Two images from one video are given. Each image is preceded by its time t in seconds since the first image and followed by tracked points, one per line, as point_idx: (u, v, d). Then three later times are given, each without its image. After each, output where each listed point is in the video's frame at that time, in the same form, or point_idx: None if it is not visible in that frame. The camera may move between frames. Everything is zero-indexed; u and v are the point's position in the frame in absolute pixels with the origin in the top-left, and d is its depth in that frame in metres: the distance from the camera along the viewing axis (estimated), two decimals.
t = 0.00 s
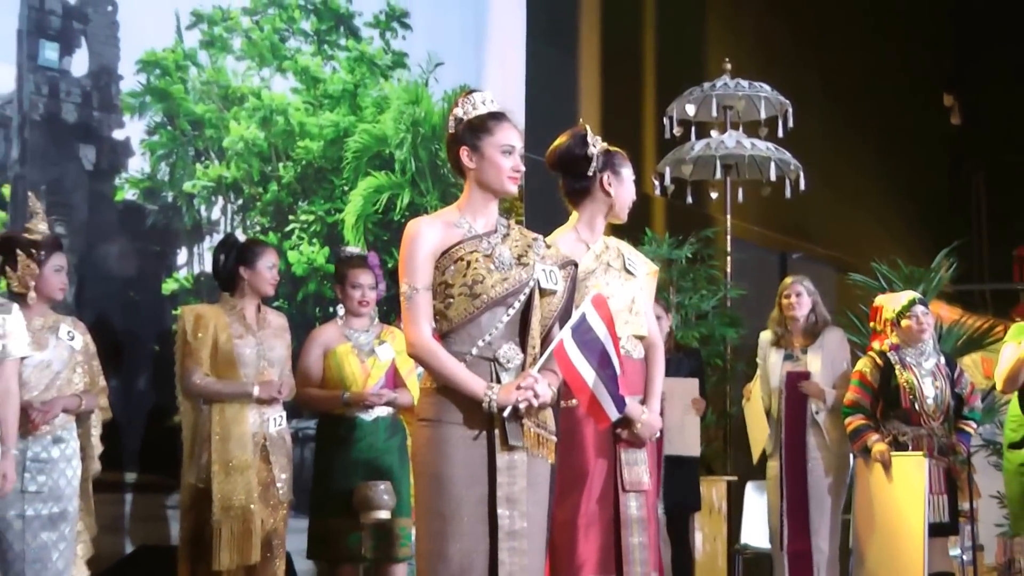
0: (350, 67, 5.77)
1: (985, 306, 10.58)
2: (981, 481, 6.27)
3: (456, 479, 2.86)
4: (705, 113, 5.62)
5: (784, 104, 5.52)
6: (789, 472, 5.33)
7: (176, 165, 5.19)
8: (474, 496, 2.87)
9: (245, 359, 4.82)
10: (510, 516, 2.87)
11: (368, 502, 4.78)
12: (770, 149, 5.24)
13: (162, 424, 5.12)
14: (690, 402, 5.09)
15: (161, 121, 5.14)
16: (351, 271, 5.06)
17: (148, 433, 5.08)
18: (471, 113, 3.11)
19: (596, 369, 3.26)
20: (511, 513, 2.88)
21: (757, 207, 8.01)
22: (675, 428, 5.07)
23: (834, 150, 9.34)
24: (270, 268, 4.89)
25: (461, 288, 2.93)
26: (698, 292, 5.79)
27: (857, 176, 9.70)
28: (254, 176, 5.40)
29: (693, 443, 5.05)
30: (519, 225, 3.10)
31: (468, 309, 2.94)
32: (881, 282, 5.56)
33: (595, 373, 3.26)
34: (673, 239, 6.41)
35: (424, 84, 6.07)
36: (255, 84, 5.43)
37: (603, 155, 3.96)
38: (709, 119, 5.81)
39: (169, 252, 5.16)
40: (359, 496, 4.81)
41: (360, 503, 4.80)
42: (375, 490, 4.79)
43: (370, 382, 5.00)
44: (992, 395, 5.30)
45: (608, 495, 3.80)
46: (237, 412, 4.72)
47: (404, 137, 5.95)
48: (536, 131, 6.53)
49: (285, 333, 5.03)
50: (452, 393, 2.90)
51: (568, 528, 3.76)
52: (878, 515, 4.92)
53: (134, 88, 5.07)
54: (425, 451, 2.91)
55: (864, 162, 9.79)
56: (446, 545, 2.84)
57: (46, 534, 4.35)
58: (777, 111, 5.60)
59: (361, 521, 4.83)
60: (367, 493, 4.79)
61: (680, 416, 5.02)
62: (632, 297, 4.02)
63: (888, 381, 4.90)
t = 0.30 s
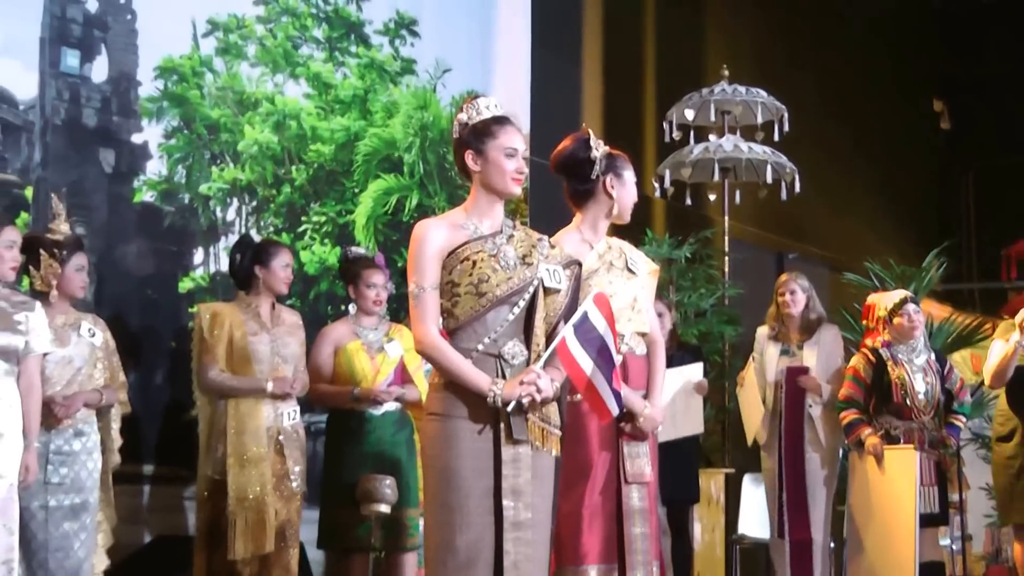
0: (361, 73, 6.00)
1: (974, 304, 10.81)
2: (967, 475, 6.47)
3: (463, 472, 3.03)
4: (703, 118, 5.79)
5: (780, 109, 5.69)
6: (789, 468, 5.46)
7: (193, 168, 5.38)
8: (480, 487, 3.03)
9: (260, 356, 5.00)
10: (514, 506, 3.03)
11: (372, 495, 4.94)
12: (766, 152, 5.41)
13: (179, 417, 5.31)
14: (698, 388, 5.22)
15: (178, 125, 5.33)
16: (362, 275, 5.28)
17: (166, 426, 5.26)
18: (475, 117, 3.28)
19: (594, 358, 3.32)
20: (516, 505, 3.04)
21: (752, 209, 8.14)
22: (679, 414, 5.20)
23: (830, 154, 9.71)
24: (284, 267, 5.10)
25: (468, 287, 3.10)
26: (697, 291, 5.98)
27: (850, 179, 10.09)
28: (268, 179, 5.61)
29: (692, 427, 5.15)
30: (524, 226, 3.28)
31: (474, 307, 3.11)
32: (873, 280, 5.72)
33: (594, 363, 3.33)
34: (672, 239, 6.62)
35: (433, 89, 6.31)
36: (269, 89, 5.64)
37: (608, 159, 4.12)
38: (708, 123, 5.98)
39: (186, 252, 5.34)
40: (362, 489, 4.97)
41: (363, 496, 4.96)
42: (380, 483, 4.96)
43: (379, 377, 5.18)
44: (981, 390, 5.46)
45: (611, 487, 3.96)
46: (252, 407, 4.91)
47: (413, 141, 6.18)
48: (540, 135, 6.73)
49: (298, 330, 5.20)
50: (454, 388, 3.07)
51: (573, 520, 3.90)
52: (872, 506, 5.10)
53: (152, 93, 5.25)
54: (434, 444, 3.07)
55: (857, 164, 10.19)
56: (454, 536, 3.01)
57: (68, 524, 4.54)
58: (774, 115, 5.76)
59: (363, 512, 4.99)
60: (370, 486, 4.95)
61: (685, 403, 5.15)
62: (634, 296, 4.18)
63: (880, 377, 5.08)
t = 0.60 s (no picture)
0: (371, 79, 6.23)
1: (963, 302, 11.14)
2: (956, 468, 6.69)
3: (470, 466, 3.08)
4: (702, 122, 5.98)
5: (776, 113, 5.86)
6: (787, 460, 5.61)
7: (208, 171, 5.56)
8: (488, 480, 3.09)
9: (274, 352, 5.19)
10: (520, 498, 3.10)
11: (382, 486, 5.13)
12: (763, 156, 5.58)
13: (195, 411, 5.49)
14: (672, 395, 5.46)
15: (194, 130, 5.51)
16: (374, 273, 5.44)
17: (182, 420, 5.45)
18: (481, 121, 3.35)
19: (594, 351, 3.36)
20: (522, 496, 3.10)
21: (750, 210, 8.37)
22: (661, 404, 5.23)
23: (825, 161, 10.12)
24: (296, 267, 5.25)
25: (475, 285, 3.17)
26: (696, 289, 6.19)
27: (842, 184, 10.51)
28: (282, 181, 5.81)
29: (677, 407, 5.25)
30: (529, 226, 3.35)
31: (481, 305, 3.18)
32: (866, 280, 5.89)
33: (594, 356, 3.37)
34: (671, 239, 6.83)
35: (440, 94, 6.56)
36: (282, 95, 5.84)
37: (611, 161, 4.18)
38: (706, 127, 6.16)
39: (202, 252, 5.52)
40: (373, 481, 5.16)
41: (374, 488, 5.15)
42: (391, 477, 5.14)
43: (388, 373, 5.37)
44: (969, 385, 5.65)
45: (613, 478, 4.07)
46: (266, 401, 5.09)
47: (421, 144, 6.43)
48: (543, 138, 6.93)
49: (311, 328, 5.41)
50: (464, 384, 3.13)
51: (576, 510, 4.03)
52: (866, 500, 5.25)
53: (169, 99, 5.43)
54: (441, 438, 3.13)
55: (850, 170, 10.60)
56: (461, 528, 3.06)
57: (89, 514, 4.72)
58: (770, 119, 5.94)
59: (374, 504, 5.18)
60: (380, 479, 5.14)
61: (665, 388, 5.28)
62: (636, 296, 4.32)
63: (874, 372, 5.25)
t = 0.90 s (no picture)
0: (380, 85, 6.46)
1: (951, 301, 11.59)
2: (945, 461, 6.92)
3: (477, 459, 3.22)
4: (700, 126, 6.17)
5: (772, 117, 6.05)
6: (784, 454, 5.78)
7: (223, 174, 5.75)
8: (495, 472, 3.22)
9: (287, 349, 5.38)
10: (526, 490, 3.21)
11: (394, 480, 5.27)
12: (759, 159, 5.77)
13: (210, 406, 5.69)
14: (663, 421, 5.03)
15: (209, 134, 5.70)
16: (385, 271, 5.62)
17: (198, 414, 5.64)
18: (489, 126, 3.49)
19: (599, 350, 3.55)
20: (528, 489, 3.22)
21: (745, 210, 8.56)
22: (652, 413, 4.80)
23: (812, 160, 10.76)
24: (309, 266, 5.45)
25: (483, 284, 3.32)
26: (694, 288, 6.39)
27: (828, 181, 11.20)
28: (294, 184, 6.01)
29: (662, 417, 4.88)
30: (534, 226, 3.48)
31: (488, 303, 3.33)
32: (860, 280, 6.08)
33: (598, 355, 3.56)
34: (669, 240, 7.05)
35: (448, 99, 6.84)
36: (295, 100, 6.03)
37: (613, 164, 4.31)
38: (704, 131, 6.35)
39: (216, 252, 5.72)
40: (386, 475, 5.30)
41: (386, 481, 5.29)
42: (402, 470, 5.28)
43: (399, 370, 5.55)
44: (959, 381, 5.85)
45: (615, 471, 4.10)
46: (279, 396, 5.28)
47: (429, 148, 6.69)
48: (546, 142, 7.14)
49: (322, 326, 5.60)
50: (472, 379, 3.26)
51: (579, 502, 4.06)
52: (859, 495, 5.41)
53: (185, 104, 5.62)
54: (449, 432, 3.27)
55: (834, 167, 11.29)
56: (469, 518, 3.19)
57: (110, 505, 4.88)
58: (767, 124, 6.12)
59: (387, 497, 5.31)
60: (392, 471, 5.28)
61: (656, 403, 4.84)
62: (637, 295, 4.43)
63: (867, 369, 5.44)
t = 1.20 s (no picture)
0: (390, 90, 6.67)
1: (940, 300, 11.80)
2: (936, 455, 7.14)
3: (485, 452, 3.31)
4: (699, 130, 6.36)
5: (769, 122, 6.23)
6: (777, 447, 5.95)
7: (238, 176, 5.95)
8: (502, 465, 3.32)
9: (299, 345, 5.58)
10: (532, 482, 3.31)
11: (405, 473, 5.48)
12: (756, 162, 5.95)
13: (225, 400, 5.89)
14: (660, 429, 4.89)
15: (225, 137, 5.89)
16: (397, 270, 5.83)
17: (214, 408, 5.84)
18: (497, 129, 3.60)
19: (604, 351, 3.65)
20: (533, 481, 3.32)
21: (742, 211, 8.75)
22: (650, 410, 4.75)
23: (808, 161, 11.00)
24: (320, 265, 5.65)
25: (490, 283, 3.42)
26: (694, 287, 6.58)
27: (825, 186, 11.46)
28: (306, 186, 6.22)
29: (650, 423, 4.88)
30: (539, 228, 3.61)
31: (496, 301, 3.44)
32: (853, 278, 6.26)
33: (604, 355, 3.65)
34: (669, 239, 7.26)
35: (456, 104, 7.06)
36: (307, 105, 6.24)
37: (615, 166, 4.48)
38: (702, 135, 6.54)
39: (232, 252, 5.92)
40: (397, 468, 5.52)
41: (397, 475, 5.50)
42: (412, 464, 5.49)
43: (408, 366, 5.77)
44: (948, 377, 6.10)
45: (617, 463, 4.26)
46: (291, 391, 5.47)
47: (438, 152, 6.90)
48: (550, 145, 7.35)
49: (333, 323, 5.80)
50: (479, 374, 3.35)
51: (583, 494, 4.20)
52: (853, 488, 5.58)
53: (202, 109, 5.82)
54: (458, 426, 3.36)
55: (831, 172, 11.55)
56: (476, 509, 3.28)
57: (130, 496, 5.07)
58: (763, 128, 6.31)
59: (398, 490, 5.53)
60: (403, 466, 5.49)
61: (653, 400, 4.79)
62: (638, 294, 4.58)
63: (860, 365, 5.62)
